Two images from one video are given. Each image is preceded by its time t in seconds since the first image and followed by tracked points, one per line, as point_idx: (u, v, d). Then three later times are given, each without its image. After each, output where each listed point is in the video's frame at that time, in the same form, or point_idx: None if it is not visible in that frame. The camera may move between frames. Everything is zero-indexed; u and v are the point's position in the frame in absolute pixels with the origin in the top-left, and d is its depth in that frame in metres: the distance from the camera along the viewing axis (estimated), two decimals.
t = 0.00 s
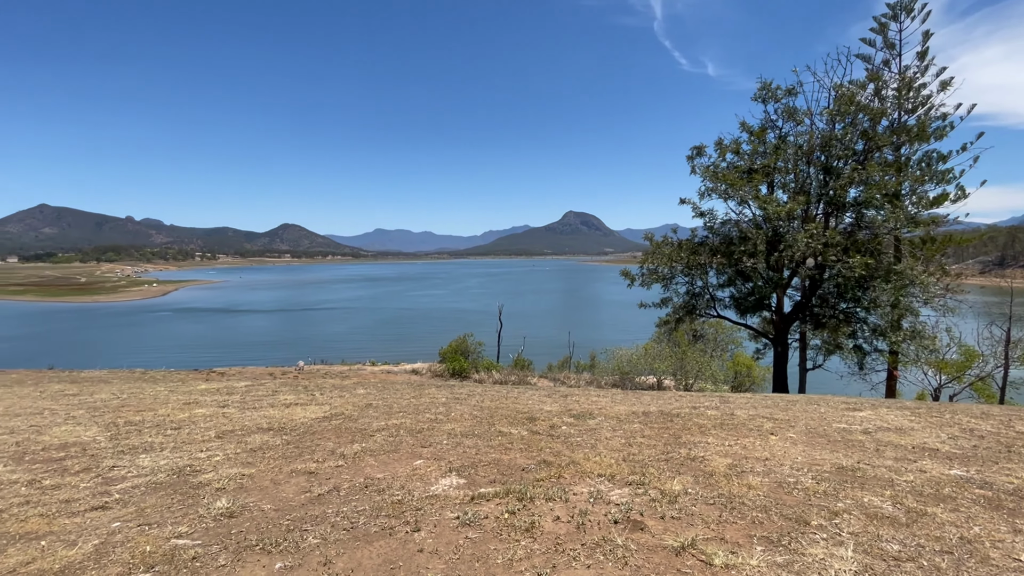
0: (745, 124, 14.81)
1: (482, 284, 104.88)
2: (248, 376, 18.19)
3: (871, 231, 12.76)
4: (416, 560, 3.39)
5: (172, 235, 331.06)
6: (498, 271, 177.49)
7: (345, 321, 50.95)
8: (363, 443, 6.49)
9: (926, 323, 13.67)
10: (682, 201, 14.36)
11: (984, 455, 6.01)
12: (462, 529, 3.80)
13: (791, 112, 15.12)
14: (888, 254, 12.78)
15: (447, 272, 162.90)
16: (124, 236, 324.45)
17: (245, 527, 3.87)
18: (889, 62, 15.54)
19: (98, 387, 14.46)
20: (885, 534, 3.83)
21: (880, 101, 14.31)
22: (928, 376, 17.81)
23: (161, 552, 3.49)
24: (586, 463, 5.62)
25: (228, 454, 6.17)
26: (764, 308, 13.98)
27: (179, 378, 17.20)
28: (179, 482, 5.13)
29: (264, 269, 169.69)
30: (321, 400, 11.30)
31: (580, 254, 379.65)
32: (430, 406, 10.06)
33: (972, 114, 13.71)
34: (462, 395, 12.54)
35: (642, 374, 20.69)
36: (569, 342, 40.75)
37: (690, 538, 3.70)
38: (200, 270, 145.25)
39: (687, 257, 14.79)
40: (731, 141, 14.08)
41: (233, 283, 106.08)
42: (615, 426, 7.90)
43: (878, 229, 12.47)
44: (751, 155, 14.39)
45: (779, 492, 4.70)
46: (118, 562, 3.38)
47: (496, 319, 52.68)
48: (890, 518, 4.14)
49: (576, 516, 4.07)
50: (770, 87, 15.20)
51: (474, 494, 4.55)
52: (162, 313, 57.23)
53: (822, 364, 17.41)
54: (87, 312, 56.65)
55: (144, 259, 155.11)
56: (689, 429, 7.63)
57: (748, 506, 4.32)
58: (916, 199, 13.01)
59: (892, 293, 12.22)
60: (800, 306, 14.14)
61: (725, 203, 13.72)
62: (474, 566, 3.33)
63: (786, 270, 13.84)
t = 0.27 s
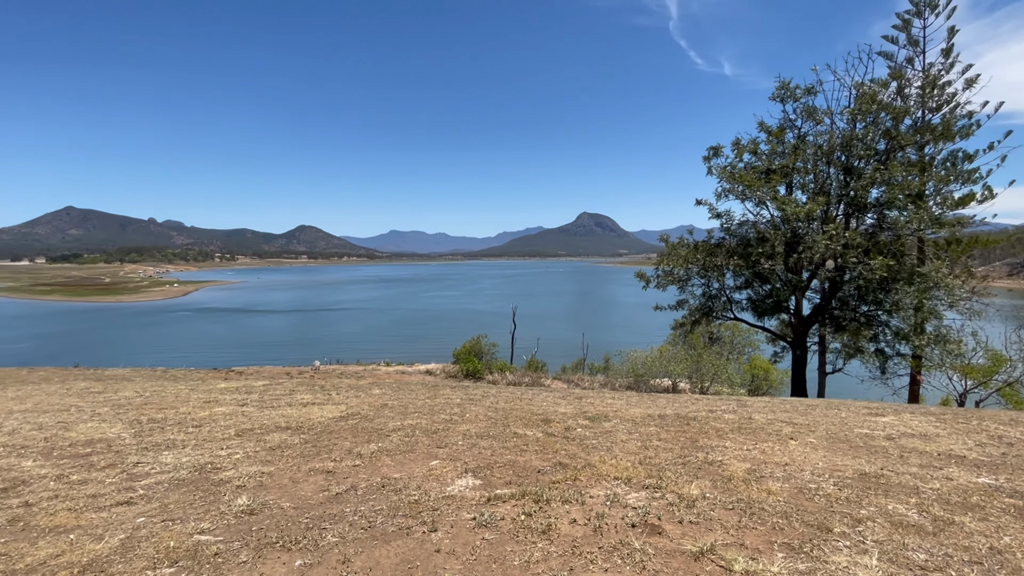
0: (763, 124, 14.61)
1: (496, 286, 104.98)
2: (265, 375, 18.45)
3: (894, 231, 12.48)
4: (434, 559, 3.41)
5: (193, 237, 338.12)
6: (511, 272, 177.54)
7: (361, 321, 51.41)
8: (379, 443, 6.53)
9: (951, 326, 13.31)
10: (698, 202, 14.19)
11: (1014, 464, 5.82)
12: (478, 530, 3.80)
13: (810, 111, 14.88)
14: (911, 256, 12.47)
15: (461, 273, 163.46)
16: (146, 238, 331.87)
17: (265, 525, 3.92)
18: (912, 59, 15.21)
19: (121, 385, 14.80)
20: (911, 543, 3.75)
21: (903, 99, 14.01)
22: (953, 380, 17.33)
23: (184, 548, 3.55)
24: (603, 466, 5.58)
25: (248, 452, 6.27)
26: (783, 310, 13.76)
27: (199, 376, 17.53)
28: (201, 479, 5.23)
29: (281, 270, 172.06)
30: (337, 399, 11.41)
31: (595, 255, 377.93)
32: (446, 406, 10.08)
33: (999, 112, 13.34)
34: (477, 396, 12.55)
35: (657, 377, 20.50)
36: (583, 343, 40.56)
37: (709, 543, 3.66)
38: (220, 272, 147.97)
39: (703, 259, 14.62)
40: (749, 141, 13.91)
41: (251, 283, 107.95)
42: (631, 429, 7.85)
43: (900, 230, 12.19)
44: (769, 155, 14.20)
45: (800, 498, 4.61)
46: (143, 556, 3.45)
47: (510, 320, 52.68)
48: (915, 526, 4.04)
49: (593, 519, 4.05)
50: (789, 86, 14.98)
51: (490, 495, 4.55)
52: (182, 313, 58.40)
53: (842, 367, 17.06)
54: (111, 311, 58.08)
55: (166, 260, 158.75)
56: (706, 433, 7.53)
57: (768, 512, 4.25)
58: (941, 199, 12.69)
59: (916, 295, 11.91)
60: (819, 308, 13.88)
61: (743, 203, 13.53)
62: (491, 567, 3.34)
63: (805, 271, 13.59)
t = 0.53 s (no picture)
0: (782, 124, 14.39)
1: (510, 287, 105.02)
2: (283, 375, 18.73)
3: (918, 233, 12.18)
4: (451, 560, 3.42)
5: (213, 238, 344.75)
6: (526, 273, 177.44)
7: (376, 322, 51.83)
8: (396, 443, 6.59)
9: (978, 330, 12.93)
10: (715, 203, 14.02)
11: None
12: (495, 532, 3.81)
13: (831, 111, 14.63)
14: (937, 258, 12.16)
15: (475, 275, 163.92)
16: (169, 239, 339.44)
17: (286, 522, 3.98)
18: (937, 57, 14.85)
19: (145, 383, 15.14)
20: (937, 553, 3.66)
21: (928, 98, 13.68)
22: (980, 387, 16.83)
23: (208, 544, 3.62)
24: (619, 469, 5.55)
25: (267, 450, 6.38)
26: (802, 313, 13.51)
27: (219, 375, 17.86)
28: (222, 476, 5.33)
29: (298, 271, 174.44)
30: (354, 399, 11.52)
31: (609, 257, 375.84)
32: (461, 407, 10.12)
33: None
34: (492, 397, 12.57)
35: (672, 380, 20.27)
36: (598, 345, 40.34)
37: (728, 550, 3.61)
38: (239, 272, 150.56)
39: (720, 261, 14.43)
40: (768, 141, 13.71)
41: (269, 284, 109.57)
42: (647, 432, 7.79)
43: (925, 231, 11.89)
44: (788, 156, 13.97)
45: (822, 505, 4.53)
46: (168, 551, 3.53)
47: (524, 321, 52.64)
48: (942, 536, 3.94)
49: (609, 522, 4.03)
50: (809, 85, 14.74)
51: (506, 497, 4.56)
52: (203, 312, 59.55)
53: (863, 372, 16.70)
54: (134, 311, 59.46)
55: (187, 261, 162.11)
56: (724, 437, 7.44)
57: (789, 518, 4.19)
58: (968, 200, 12.35)
59: (941, 299, 11.61)
60: (840, 312, 13.61)
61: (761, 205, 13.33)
62: (508, 568, 3.35)
63: (825, 274, 13.34)
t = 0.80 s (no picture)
0: (804, 123, 14.14)
1: (525, 288, 105.02)
2: (302, 374, 19.00)
3: (946, 234, 11.85)
4: (469, 561, 3.44)
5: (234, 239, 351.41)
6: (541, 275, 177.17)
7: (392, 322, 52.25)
8: (413, 443, 6.65)
9: (1008, 335, 12.52)
10: (735, 204, 13.82)
11: None
12: (513, 533, 3.82)
13: (854, 109, 14.34)
14: (965, 260, 11.81)
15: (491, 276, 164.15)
16: (192, 240, 347.07)
17: (307, 520, 4.05)
18: (966, 53, 14.45)
19: (169, 381, 15.50)
20: (968, 564, 3.56)
21: (956, 95, 13.32)
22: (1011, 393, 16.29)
23: (232, 539, 3.70)
24: (637, 473, 5.51)
25: (288, 448, 6.48)
26: (824, 316, 13.24)
27: (240, 374, 18.20)
28: (245, 473, 5.43)
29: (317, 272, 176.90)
30: (371, 399, 11.63)
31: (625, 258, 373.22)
32: (477, 408, 10.15)
33: None
34: (508, 398, 12.59)
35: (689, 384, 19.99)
36: (613, 347, 40.09)
37: (750, 556, 3.57)
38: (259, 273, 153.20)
39: (739, 262, 14.22)
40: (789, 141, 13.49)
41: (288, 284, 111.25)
42: (665, 436, 7.72)
43: (953, 232, 11.56)
44: (810, 156, 13.73)
45: (845, 512, 4.44)
46: (194, 546, 3.61)
47: (539, 323, 52.56)
48: (973, 547, 3.83)
49: (628, 526, 4.01)
50: (832, 84, 14.48)
51: (524, 498, 4.57)
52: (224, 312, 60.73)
53: (887, 376, 16.29)
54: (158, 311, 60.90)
55: (209, 262, 165.54)
56: (743, 442, 7.32)
57: (812, 526, 4.11)
58: (998, 200, 11.98)
59: (969, 302, 11.27)
60: (864, 315, 13.30)
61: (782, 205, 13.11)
62: (526, 570, 3.35)
63: (848, 276, 13.06)
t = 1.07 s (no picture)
0: (828, 122, 13.86)
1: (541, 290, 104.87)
2: (321, 373, 19.28)
3: (977, 236, 11.49)
4: (490, 560, 3.46)
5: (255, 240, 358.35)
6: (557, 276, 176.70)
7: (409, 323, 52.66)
8: (432, 443, 6.70)
9: None
10: (756, 204, 13.60)
11: None
12: (533, 534, 3.83)
13: (880, 108, 14.01)
14: (997, 262, 11.44)
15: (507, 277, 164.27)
16: (215, 241, 354.84)
17: (330, 516, 4.11)
18: (998, 48, 14.02)
19: (194, 379, 15.87)
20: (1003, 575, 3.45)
21: (988, 92, 12.91)
22: None
23: (258, 534, 3.77)
24: (656, 476, 5.47)
25: (310, 446, 6.59)
26: (848, 319, 12.94)
27: (261, 372, 18.54)
28: (269, 470, 5.54)
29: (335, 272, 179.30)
30: (390, 399, 11.75)
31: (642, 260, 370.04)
32: (494, 409, 10.18)
33: None
34: (525, 399, 12.59)
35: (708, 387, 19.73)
36: (630, 349, 39.75)
37: (775, 562, 3.51)
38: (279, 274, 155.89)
39: (760, 264, 13.98)
40: (811, 140, 13.23)
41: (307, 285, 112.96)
42: (685, 439, 7.64)
43: (984, 234, 11.20)
44: (834, 155, 13.45)
45: (873, 520, 4.34)
46: (222, 540, 3.70)
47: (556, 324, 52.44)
48: (1009, 558, 3.71)
49: (649, 529, 3.98)
50: (856, 82, 14.17)
51: (544, 499, 4.56)
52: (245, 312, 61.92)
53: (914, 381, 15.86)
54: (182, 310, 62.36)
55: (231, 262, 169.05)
56: (765, 446, 7.20)
57: (838, 532, 4.03)
58: None
59: (1002, 305, 10.90)
60: (890, 318, 12.97)
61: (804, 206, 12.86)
62: (546, 571, 3.35)
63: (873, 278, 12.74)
